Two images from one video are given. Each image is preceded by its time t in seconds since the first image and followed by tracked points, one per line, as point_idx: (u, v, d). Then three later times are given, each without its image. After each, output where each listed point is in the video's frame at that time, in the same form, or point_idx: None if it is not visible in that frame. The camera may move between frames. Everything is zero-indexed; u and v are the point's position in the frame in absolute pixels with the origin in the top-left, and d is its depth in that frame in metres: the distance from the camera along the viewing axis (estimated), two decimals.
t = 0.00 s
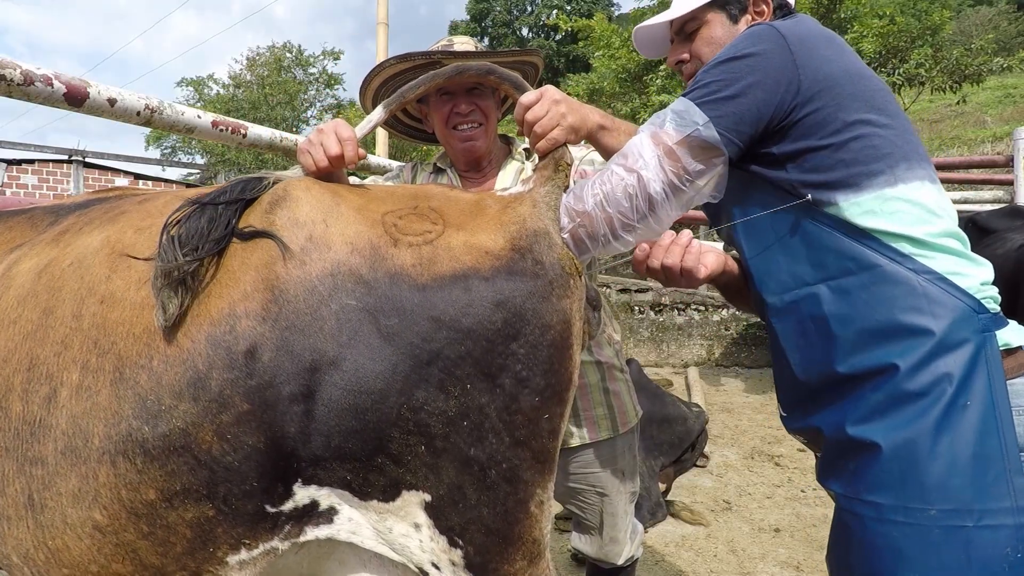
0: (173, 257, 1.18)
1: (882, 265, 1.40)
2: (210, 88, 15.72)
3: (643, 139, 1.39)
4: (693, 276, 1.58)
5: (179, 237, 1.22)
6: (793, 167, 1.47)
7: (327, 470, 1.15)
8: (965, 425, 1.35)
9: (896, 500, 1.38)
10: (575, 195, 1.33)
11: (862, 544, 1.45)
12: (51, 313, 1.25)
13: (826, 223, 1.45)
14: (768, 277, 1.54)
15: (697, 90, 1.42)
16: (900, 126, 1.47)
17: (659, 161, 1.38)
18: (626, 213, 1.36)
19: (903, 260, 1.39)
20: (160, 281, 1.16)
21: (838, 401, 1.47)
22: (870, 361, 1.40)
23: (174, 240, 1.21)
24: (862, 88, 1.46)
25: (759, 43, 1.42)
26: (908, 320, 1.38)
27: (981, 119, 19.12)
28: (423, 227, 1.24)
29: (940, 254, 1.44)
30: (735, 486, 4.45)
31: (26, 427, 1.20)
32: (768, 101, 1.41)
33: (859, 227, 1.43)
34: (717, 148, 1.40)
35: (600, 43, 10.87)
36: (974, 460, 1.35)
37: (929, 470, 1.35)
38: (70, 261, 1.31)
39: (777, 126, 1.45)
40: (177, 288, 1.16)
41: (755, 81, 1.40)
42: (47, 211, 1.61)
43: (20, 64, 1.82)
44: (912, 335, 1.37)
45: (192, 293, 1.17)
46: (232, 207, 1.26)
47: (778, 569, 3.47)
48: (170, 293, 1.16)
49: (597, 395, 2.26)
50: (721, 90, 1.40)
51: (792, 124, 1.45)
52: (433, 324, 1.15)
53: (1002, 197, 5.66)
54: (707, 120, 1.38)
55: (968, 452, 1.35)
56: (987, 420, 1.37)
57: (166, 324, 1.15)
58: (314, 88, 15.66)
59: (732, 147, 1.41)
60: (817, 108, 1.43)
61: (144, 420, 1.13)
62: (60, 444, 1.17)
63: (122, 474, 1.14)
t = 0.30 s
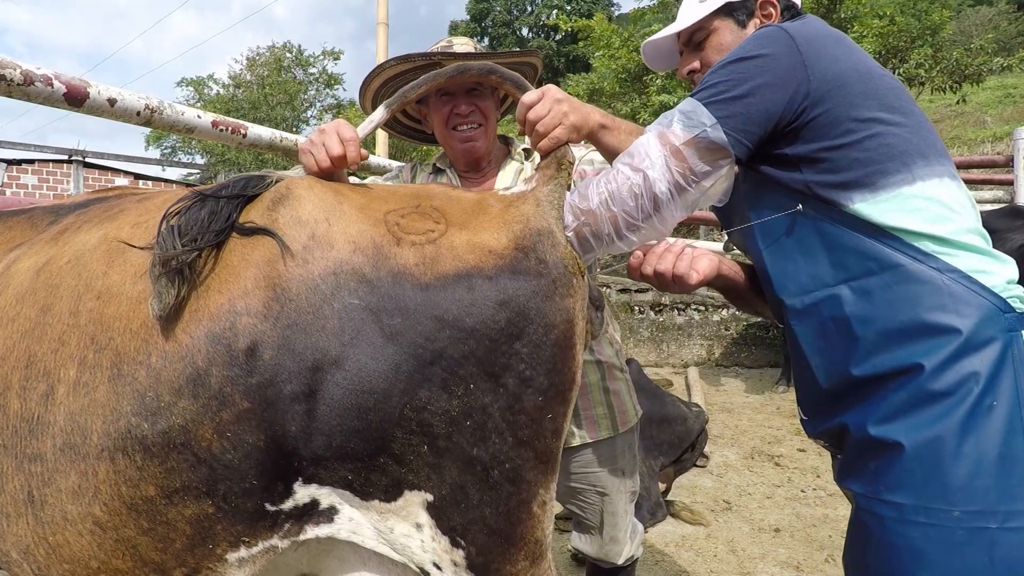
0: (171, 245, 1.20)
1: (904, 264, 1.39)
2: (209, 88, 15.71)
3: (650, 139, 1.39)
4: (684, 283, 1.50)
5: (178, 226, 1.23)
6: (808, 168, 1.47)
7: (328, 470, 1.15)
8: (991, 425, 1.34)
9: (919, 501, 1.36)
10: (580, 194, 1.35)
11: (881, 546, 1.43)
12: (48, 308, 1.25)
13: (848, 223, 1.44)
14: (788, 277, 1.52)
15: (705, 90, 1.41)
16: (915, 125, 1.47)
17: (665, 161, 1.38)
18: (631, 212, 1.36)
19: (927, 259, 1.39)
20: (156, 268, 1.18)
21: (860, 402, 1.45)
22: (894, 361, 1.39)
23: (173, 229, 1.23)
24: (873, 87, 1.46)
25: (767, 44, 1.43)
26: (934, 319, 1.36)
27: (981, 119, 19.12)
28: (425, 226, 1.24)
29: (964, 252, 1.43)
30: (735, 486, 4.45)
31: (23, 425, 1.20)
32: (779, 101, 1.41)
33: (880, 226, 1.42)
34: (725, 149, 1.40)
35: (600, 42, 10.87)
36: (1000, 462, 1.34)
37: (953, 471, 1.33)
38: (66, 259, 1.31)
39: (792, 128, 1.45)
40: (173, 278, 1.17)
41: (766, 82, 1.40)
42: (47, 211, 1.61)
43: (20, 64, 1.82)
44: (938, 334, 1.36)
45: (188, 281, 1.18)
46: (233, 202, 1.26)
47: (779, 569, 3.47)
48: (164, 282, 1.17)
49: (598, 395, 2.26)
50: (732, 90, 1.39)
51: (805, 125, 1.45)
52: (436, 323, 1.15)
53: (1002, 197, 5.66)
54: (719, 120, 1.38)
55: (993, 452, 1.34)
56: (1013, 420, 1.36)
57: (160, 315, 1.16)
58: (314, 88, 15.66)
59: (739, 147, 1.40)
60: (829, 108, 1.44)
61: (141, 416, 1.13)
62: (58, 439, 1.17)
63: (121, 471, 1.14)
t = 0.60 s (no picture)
0: (178, 254, 1.19)
1: (938, 260, 1.36)
2: (210, 88, 15.71)
3: (656, 138, 1.39)
4: (689, 286, 1.47)
5: (184, 234, 1.22)
6: (829, 163, 1.45)
7: (330, 470, 1.15)
8: None
9: (951, 506, 1.31)
10: (583, 193, 1.34)
11: (907, 553, 1.38)
12: (48, 310, 1.25)
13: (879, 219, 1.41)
14: (814, 275, 1.48)
15: (713, 88, 1.39)
16: (937, 113, 1.44)
17: (670, 159, 1.37)
18: (634, 212, 1.36)
19: (960, 257, 1.36)
20: (165, 280, 1.17)
21: (890, 404, 1.40)
22: (927, 361, 1.34)
23: (179, 237, 1.22)
24: (891, 76, 1.43)
25: (775, 41, 1.41)
26: (971, 317, 1.33)
27: (981, 119, 19.12)
28: (427, 225, 1.24)
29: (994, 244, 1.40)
30: (735, 486, 4.45)
31: (27, 428, 1.20)
32: (792, 98, 1.39)
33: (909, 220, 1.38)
34: (728, 147, 1.38)
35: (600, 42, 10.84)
36: None
37: (987, 476, 1.30)
38: (67, 262, 1.31)
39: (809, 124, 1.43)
40: (181, 287, 1.16)
41: (777, 79, 1.38)
42: (48, 211, 1.61)
43: (20, 64, 1.82)
44: (973, 333, 1.32)
45: (195, 288, 1.17)
46: (237, 206, 1.26)
47: (779, 569, 3.47)
48: (174, 291, 1.16)
49: (598, 395, 2.25)
50: (741, 87, 1.38)
51: (823, 120, 1.43)
52: (437, 323, 1.15)
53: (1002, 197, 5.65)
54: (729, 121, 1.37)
55: None
56: None
57: (171, 323, 1.15)
58: (314, 88, 15.67)
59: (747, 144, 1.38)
60: (845, 102, 1.41)
61: (142, 420, 1.13)
62: (59, 442, 1.17)
63: (124, 478, 1.14)
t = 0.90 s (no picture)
0: (189, 267, 1.18)
1: (952, 258, 1.34)
2: (210, 88, 15.72)
3: (659, 138, 1.39)
4: (690, 282, 1.47)
5: (193, 245, 1.21)
6: (841, 158, 1.42)
7: (333, 471, 1.15)
8: None
9: (969, 517, 1.30)
10: (585, 193, 1.34)
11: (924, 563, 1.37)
12: (53, 313, 1.25)
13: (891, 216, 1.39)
14: (825, 274, 1.45)
15: (717, 87, 1.39)
16: (949, 105, 1.41)
17: (673, 159, 1.36)
18: (637, 212, 1.35)
19: (976, 253, 1.34)
20: (176, 289, 1.16)
21: (904, 407, 1.38)
22: (942, 363, 1.32)
23: (188, 248, 1.20)
24: (900, 69, 1.41)
25: (778, 39, 1.41)
26: (987, 317, 1.30)
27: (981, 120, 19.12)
28: (428, 226, 1.24)
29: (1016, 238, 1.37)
30: (735, 486, 4.45)
31: (38, 432, 1.20)
32: (798, 94, 1.38)
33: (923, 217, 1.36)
34: (733, 147, 1.37)
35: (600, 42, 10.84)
36: None
37: (1006, 483, 1.28)
38: (73, 265, 1.31)
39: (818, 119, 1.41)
40: (192, 295, 1.16)
41: (781, 76, 1.37)
42: (51, 212, 1.60)
43: (20, 64, 1.82)
44: (989, 334, 1.30)
45: (208, 296, 1.17)
46: (242, 210, 1.25)
47: (778, 569, 3.47)
48: (186, 298, 1.15)
49: (598, 396, 2.25)
50: (744, 86, 1.37)
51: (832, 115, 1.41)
52: (439, 324, 1.15)
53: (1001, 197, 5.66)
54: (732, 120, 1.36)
55: None
56: None
57: (181, 327, 1.15)
58: (314, 88, 15.67)
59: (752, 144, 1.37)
60: (852, 96, 1.39)
61: (148, 422, 1.13)
62: (66, 445, 1.17)
63: (133, 483, 1.13)
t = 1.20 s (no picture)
0: (196, 272, 1.18)
1: (969, 258, 1.33)
2: (210, 88, 15.72)
3: (662, 138, 1.39)
4: (687, 283, 1.46)
5: (199, 249, 1.21)
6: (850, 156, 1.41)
7: (335, 472, 1.15)
8: None
9: (992, 527, 1.30)
10: (586, 194, 1.33)
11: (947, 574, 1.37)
12: (57, 314, 1.25)
13: (905, 215, 1.38)
14: (837, 275, 1.43)
15: (722, 87, 1.39)
16: (959, 98, 1.40)
17: (675, 160, 1.36)
18: (639, 212, 1.35)
19: (993, 251, 1.33)
20: (184, 295, 1.17)
21: (920, 409, 1.38)
22: (959, 366, 1.31)
23: (195, 252, 1.21)
24: (908, 63, 1.40)
25: (783, 38, 1.40)
26: (1006, 318, 1.29)
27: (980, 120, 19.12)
28: (430, 226, 1.24)
29: None
30: (735, 486, 4.46)
31: (44, 434, 1.20)
32: (806, 91, 1.37)
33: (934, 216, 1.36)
34: (735, 147, 1.37)
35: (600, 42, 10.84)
36: None
37: None
38: (78, 266, 1.31)
39: (827, 117, 1.41)
40: (201, 299, 1.16)
41: (788, 73, 1.37)
42: (54, 213, 1.60)
43: (21, 64, 1.82)
44: (1008, 336, 1.29)
45: (215, 300, 1.17)
46: (247, 212, 1.26)
47: (778, 569, 3.47)
48: (194, 302, 1.16)
49: (599, 397, 2.25)
50: (749, 85, 1.37)
51: (840, 112, 1.40)
52: (440, 323, 1.15)
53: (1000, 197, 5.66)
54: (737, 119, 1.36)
55: None
56: None
57: (188, 331, 1.15)
58: (314, 88, 15.67)
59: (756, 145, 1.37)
60: (861, 92, 1.38)
61: (153, 422, 1.13)
62: (71, 447, 1.17)
63: (139, 485, 1.13)
